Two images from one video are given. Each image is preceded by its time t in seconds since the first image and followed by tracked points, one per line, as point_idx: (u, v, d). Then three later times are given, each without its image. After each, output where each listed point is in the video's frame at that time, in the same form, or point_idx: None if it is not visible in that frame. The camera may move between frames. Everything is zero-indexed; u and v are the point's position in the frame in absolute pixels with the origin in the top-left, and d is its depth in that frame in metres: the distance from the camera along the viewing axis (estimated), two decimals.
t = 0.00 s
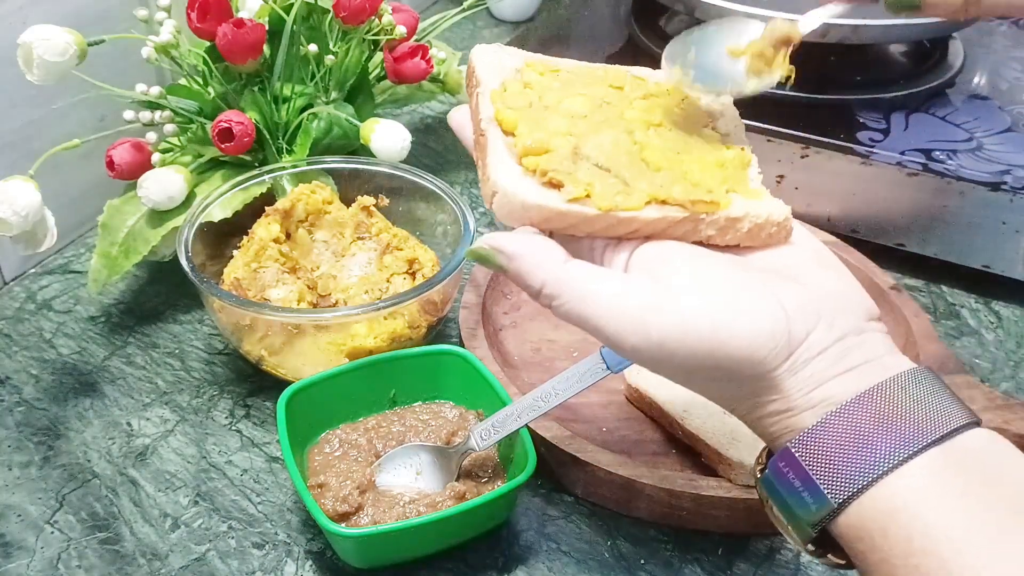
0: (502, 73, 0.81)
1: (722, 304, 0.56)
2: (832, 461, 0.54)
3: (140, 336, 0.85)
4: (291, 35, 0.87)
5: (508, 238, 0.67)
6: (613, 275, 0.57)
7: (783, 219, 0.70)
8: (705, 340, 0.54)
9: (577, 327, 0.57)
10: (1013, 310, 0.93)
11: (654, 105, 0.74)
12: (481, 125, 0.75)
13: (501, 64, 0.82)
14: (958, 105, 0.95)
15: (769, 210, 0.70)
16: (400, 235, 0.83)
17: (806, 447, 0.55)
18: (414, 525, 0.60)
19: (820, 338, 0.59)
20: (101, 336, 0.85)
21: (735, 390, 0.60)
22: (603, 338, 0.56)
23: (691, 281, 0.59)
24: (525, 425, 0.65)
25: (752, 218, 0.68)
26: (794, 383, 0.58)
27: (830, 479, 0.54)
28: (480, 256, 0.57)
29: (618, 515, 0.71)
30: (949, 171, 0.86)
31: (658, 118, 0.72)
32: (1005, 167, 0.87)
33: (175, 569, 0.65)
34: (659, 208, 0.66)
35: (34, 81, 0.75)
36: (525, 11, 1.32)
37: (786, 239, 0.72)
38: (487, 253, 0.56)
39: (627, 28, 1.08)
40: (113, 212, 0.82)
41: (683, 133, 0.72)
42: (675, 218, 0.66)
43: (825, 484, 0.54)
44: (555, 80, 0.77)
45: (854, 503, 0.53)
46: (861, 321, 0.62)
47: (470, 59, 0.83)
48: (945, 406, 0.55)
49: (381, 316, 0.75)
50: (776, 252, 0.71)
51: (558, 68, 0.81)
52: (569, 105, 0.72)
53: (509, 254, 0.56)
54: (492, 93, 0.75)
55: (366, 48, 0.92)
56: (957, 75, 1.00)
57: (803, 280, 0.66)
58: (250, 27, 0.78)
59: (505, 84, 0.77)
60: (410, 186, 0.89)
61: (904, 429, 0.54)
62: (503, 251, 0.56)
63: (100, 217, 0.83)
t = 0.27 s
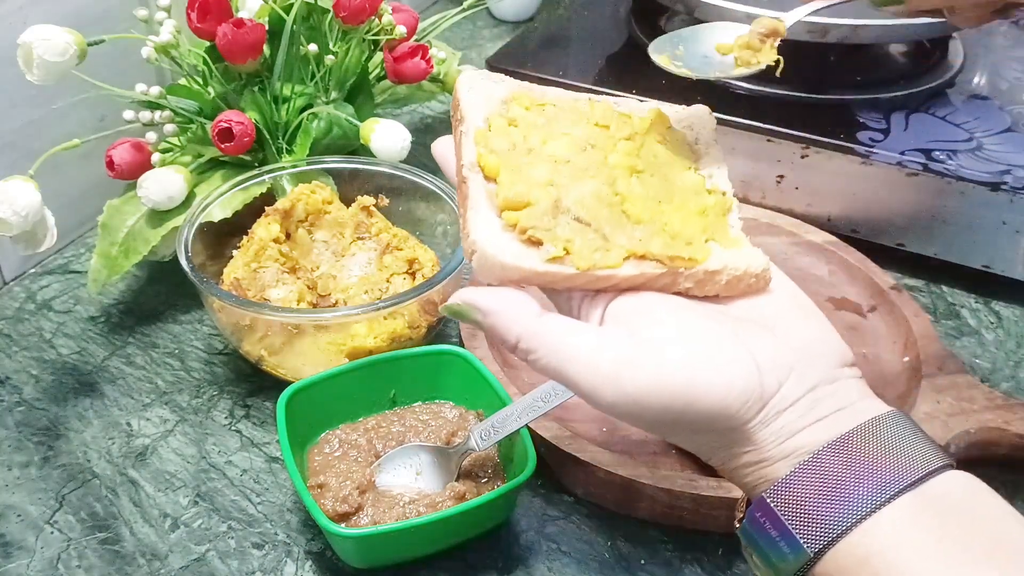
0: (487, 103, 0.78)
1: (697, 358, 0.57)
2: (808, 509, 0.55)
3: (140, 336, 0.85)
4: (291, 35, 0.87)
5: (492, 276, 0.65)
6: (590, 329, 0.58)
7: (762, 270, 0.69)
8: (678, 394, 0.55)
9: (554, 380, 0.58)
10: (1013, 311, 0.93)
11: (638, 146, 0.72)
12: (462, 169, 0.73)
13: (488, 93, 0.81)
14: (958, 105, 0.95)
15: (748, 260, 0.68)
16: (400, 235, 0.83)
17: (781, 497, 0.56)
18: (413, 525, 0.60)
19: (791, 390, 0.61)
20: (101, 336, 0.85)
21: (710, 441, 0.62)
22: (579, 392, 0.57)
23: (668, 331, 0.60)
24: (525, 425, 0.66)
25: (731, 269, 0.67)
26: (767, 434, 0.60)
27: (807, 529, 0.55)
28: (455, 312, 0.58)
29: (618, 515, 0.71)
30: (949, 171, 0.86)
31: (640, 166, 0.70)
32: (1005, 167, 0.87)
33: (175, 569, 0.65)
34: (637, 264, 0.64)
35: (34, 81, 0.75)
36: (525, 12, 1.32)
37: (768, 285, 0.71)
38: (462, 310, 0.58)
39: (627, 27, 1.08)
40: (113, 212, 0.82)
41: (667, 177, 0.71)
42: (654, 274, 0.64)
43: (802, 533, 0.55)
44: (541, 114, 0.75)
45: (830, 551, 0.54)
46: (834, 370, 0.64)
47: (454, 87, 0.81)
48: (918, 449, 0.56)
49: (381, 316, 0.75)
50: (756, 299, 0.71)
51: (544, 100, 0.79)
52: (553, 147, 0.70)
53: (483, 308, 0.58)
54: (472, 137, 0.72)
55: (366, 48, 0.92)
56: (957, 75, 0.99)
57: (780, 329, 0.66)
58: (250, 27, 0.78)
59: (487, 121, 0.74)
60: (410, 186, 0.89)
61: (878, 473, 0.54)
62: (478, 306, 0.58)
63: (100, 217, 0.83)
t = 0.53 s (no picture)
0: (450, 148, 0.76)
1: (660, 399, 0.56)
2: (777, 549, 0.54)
3: (139, 336, 0.85)
4: (291, 35, 0.86)
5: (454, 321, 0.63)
6: (555, 371, 0.57)
7: (726, 307, 0.67)
8: (642, 435, 0.54)
9: (520, 422, 0.57)
10: (1014, 311, 0.93)
11: (601, 192, 0.72)
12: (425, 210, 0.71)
13: (450, 136, 0.79)
14: (959, 104, 0.92)
15: (711, 298, 0.66)
16: (400, 235, 0.83)
17: (751, 536, 0.55)
18: (413, 526, 0.59)
19: (758, 430, 0.59)
20: (100, 336, 0.85)
21: (678, 484, 0.61)
22: (545, 435, 0.56)
23: (634, 373, 0.59)
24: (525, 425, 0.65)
25: (695, 307, 0.65)
26: (734, 476, 0.59)
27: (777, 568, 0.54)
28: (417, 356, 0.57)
29: (618, 515, 0.71)
30: (949, 171, 0.86)
31: (604, 206, 0.70)
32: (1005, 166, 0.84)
33: (175, 570, 0.65)
34: (600, 306, 0.63)
35: (34, 81, 0.75)
36: (525, 11, 1.32)
37: (733, 325, 0.70)
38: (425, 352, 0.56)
39: (627, 27, 1.08)
40: (112, 211, 0.82)
41: (630, 219, 0.70)
42: (618, 315, 0.63)
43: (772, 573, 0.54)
44: (505, 158, 0.74)
45: None
46: (801, 406, 0.63)
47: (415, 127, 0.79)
48: (887, 486, 0.55)
49: (381, 317, 0.75)
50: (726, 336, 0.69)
51: (508, 143, 0.78)
52: (517, 190, 0.70)
53: (447, 352, 0.56)
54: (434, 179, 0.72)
55: (366, 48, 0.92)
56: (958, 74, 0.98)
57: (745, 365, 0.65)
58: (249, 26, 0.78)
59: (450, 164, 0.74)
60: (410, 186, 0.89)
61: (847, 509, 0.54)
62: (442, 350, 0.56)
63: (99, 216, 0.83)
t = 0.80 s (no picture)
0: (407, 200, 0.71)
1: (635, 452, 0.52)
2: None
3: (139, 336, 0.85)
4: (291, 35, 0.86)
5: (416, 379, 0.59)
6: (523, 421, 0.53)
7: (695, 344, 0.63)
8: (618, 492, 0.51)
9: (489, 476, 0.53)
10: (1014, 311, 0.93)
11: (564, 229, 0.67)
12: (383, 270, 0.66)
13: (406, 192, 0.73)
14: (958, 104, 0.93)
15: (679, 337, 0.63)
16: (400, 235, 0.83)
17: None
18: (413, 525, 0.59)
19: (735, 476, 0.57)
20: (100, 336, 0.85)
21: (655, 532, 0.58)
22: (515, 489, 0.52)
23: (605, 421, 0.55)
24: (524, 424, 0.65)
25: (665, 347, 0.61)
26: (713, 524, 0.56)
27: None
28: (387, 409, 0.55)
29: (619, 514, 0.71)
30: (950, 171, 0.85)
31: (569, 242, 0.66)
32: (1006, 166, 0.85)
33: (175, 570, 0.65)
34: (567, 351, 0.59)
35: (34, 81, 0.75)
36: (525, 11, 1.32)
37: (704, 362, 0.66)
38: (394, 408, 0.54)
39: (628, 27, 1.08)
40: (112, 211, 0.82)
41: (596, 255, 0.65)
42: (585, 360, 0.60)
43: None
44: (462, 207, 0.70)
45: None
46: (778, 447, 0.60)
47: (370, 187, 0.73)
48: (881, 526, 0.52)
49: (381, 317, 0.75)
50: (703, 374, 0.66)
51: (466, 190, 0.73)
52: (475, 239, 0.65)
53: (416, 408, 0.53)
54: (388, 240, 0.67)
55: (366, 48, 0.92)
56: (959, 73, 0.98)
57: (720, 410, 0.62)
58: (250, 26, 0.78)
59: (405, 219, 0.69)
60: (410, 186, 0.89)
61: (841, 548, 0.50)
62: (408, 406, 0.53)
63: (99, 216, 0.83)
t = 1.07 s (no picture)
0: (394, 224, 0.70)
1: (622, 500, 0.52)
2: None
3: (139, 336, 0.85)
4: (291, 35, 0.86)
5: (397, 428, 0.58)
6: (508, 470, 0.53)
7: (687, 386, 0.62)
8: (605, 543, 0.50)
9: (476, 526, 0.53)
10: (1014, 311, 0.93)
11: (555, 261, 0.66)
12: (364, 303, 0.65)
13: (391, 216, 0.71)
14: (959, 104, 0.93)
15: (670, 377, 0.62)
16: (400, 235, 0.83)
17: None
18: (413, 525, 0.59)
19: (725, 525, 0.57)
20: (100, 336, 0.85)
21: None
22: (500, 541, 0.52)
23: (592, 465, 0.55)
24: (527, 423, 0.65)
25: (655, 391, 0.60)
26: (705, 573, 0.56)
27: None
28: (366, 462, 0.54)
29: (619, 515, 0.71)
30: (950, 171, 0.85)
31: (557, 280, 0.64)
32: (1005, 166, 0.85)
33: (175, 570, 0.65)
34: (554, 397, 0.58)
35: (34, 81, 0.75)
36: (525, 11, 1.32)
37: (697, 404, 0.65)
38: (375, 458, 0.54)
39: (628, 27, 1.08)
40: (112, 211, 0.82)
41: (586, 287, 0.65)
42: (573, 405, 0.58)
43: None
44: (447, 235, 0.69)
45: None
46: (770, 494, 0.60)
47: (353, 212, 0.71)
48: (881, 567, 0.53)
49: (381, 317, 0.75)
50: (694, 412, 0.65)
51: (450, 216, 0.72)
52: (460, 272, 0.64)
53: (396, 457, 0.53)
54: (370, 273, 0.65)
55: (366, 48, 0.92)
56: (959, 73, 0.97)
57: (711, 453, 0.61)
58: (250, 26, 0.78)
59: (388, 249, 0.67)
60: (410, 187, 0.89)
61: None
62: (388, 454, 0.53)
63: (99, 216, 0.83)
